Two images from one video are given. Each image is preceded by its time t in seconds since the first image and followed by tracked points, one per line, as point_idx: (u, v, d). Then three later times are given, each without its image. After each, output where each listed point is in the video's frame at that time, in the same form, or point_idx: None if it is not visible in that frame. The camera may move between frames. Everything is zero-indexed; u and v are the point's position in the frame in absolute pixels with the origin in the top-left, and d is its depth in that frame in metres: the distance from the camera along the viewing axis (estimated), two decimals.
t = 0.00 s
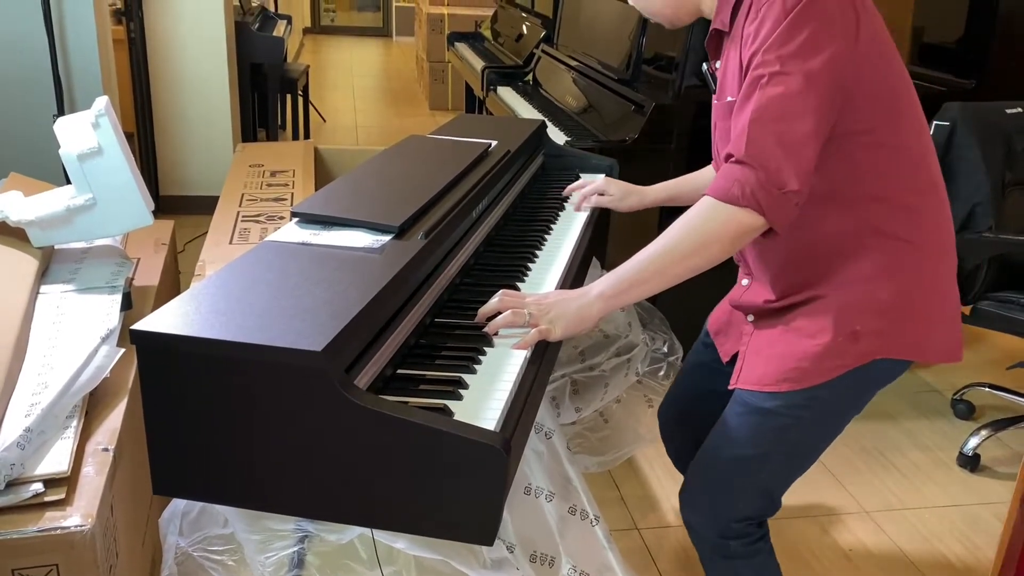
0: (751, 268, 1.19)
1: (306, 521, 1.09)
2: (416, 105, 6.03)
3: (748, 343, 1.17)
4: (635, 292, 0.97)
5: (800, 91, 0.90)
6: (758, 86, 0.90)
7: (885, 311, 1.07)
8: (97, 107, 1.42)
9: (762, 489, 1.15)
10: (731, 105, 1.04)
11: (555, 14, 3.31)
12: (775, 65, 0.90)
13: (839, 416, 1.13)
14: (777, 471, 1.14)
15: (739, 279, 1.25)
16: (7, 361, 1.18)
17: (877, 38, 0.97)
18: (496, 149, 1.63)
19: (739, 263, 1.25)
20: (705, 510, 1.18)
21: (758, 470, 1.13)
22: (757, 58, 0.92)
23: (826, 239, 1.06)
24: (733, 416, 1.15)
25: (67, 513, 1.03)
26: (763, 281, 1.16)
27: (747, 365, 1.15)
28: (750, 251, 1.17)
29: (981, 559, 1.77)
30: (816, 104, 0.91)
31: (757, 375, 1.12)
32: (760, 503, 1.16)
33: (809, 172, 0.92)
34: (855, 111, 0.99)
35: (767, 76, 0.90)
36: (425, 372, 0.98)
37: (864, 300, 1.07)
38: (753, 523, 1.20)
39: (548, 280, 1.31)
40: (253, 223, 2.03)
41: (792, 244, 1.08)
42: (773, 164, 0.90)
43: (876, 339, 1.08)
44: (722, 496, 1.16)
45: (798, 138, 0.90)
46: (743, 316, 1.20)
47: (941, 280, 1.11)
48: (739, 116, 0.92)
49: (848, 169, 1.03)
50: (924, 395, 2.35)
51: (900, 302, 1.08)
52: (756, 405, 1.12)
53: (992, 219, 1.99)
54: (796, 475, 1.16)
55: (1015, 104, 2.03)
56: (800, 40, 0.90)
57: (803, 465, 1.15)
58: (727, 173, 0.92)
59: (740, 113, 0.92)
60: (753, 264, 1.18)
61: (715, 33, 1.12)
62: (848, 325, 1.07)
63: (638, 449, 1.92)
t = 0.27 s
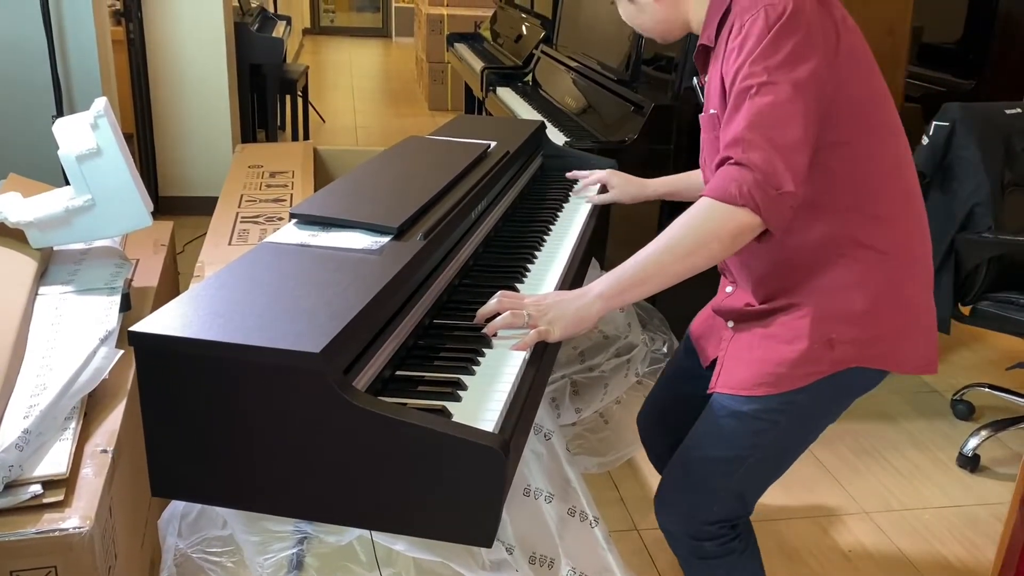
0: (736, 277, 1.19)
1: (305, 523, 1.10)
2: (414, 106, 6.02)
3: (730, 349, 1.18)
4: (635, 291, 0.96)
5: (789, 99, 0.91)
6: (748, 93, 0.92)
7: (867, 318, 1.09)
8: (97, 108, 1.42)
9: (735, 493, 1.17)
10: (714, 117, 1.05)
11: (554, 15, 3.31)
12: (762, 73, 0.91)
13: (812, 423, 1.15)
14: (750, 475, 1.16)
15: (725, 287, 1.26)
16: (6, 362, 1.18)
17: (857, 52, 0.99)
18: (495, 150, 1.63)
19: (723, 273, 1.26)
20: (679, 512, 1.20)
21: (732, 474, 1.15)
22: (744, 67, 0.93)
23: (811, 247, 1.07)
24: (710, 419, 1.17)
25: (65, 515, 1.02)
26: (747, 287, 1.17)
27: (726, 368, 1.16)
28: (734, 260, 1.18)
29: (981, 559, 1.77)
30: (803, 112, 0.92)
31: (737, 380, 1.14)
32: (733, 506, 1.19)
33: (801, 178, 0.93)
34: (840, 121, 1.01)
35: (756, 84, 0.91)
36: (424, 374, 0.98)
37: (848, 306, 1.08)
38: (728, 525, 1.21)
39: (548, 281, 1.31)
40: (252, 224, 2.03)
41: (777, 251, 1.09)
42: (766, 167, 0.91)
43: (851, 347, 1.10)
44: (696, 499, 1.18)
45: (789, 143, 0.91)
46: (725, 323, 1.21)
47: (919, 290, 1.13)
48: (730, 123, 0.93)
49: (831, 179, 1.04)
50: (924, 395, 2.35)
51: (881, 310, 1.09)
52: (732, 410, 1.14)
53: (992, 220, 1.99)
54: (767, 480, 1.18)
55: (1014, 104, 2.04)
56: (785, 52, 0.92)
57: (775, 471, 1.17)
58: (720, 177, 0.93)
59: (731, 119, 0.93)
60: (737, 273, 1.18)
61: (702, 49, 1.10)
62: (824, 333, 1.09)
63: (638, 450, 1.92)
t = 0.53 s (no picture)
0: (720, 281, 1.19)
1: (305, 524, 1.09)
2: (414, 106, 6.02)
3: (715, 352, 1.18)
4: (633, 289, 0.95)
5: (777, 101, 0.92)
6: (736, 94, 0.92)
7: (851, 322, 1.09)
8: (95, 109, 1.42)
9: (715, 496, 1.17)
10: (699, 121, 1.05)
11: (553, 15, 3.31)
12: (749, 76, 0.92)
13: (791, 427, 1.14)
14: (729, 479, 1.16)
15: (709, 292, 1.25)
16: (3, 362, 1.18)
17: (839, 58, 1.00)
18: (494, 150, 1.63)
19: (707, 278, 1.25)
20: (660, 514, 1.20)
21: (712, 477, 1.15)
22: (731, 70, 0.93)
23: (796, 250, 1.08)
24: (691, 422, 1.17)
25: (64, 516, 1.02)
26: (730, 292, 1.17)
27: (709, 372, 1.16)
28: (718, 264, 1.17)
29: (981, 559, 1.77)
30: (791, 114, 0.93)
31: (721, 384, 1.13)
32: (714, 509, 1.18)
33: (790, 180, 0.93)
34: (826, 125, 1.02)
35: (743, 85, 0.92)
36: (423, 374, 0.98)
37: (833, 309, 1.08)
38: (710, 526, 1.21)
39: (547, 281, 1.31)
40: (251, 225, 2.03)
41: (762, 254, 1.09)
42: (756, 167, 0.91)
43: (828, 352, 1.10)
44: (675, 502, 1.18)
45: (778, 144, 0.91)
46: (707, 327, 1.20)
47: (900, 297, 1.13)
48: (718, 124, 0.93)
49: (816, 182, 1.04)
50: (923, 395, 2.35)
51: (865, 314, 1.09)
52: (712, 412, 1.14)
53: (992, 220, 1.99)
54: (749, 484, 1.18)
55: (1013, 104, 2.03)
56: (771, 56, 0.93)
57: (756, 474, 1.17)
58: (710, 177, 0.93)
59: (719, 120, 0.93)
60: (721, 277, 1.18)
61: (690, 58, 1.09)
62: (802, 338, 1.09)
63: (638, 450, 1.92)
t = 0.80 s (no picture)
0: (710, 274, 1.19)
1: (303, 524, 1.10)
2: (413, 106, 6.02)
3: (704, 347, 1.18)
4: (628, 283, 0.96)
5: (766, 94, 0.92)
6: (726, 86, 0.92)
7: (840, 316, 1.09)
8: (93, 109, 1.41)
9: (707, 495, 1.17)
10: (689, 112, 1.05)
11: (553, 15, 3.31)
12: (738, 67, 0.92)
13: (780, 423, 1.15)
14: (720, 476, 1.16)
15: (698, 287, 1.26)
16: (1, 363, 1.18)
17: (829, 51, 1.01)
18: (492, 150, 1.63)
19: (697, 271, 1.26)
20: (654, 514, 1.20)
21: (702, 475, 1.16)
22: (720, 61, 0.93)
23: (784, 244, 1.08)
24: (681, 421, 1.18)
25: (62, 517, 1.02)
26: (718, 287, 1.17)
27: (699, 368, 1.17)
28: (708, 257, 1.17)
29: (981, 559, 1.77)
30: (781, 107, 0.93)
31: (709, 379, 1.14)
32: (706, 508, 1.19)
33: (780, 172, 0.93)
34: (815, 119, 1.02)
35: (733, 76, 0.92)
36: (421, 374, 0.98)
37: (823, 303, 1.08)
38: (705, 525, 1.22)
39: (546, 281, 1.31)
40: (250, 225, 2.03)
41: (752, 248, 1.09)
42: (745, 159, 0.91)
43: (812, 348, 1.10)
44: (668, 501, 1.19)
45: (768, 136, 0.91)
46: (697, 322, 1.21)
47: (888, 293, 1.14)
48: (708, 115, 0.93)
49: (805, 177, 1.05)
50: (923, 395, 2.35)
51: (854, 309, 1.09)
52: (701, 410, 1.15)
53: (991, 220, 1.98)
54: (740, 481, 1.18)
55: (1012, 104, 2.03)
56: (761, 47, 0.93)
57: (748, 472, 1.18)
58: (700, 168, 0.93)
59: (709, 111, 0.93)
60: (710, 271, 1.18)
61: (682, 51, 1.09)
62: (788, 334, 1.09)
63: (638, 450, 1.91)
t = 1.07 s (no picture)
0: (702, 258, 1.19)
1: (302, 524, 1.10)
2: (413, 107, 6.01)
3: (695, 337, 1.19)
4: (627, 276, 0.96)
5: (769, 84, 0.92)
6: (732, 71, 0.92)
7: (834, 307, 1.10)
8: (91, 108, 1.41)
9: (708, 490, 1.17)
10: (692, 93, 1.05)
11: (552, 15, 3.31)
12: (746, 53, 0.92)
13: (777, 415, 1.15)
14: (720, 470, 1.16)
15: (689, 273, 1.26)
16: None
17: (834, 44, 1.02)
18: (491, 150, 1.63)
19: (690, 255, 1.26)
20: (654, 513, 1.20)
21: (701, 472, 1.15)
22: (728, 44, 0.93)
23: (780, 232, 1.08)
24: (678, 418, 1.18)
25: (60, 518, 1.02)
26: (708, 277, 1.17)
27: (693, 361, 1.17)
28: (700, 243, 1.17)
29: (980, 559, 1.77)
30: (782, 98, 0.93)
31: (702, 370, 1.14)
32: (708, 504, 1.18)
33: (778, 165, 0.94)
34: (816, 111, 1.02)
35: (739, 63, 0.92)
36: (420, 374, 0.98)
37: (817, 293, 1.08)
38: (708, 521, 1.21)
39: (544, 280, 1.30)
40: (249, 225, 2.03)
41: (747, 237, 1.09)
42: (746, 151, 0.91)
43: (804, 338, 1.10)
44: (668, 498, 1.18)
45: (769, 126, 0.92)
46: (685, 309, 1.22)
47: (880, 286, 1.14)
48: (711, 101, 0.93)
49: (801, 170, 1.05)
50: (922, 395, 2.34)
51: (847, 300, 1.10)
52: (697, 407, 1.15)
53: (990, 219, 1.98)
54: (741, 475, 1.18)
55: (1011, 104, 2.03)
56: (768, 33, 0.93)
57: (747, 466, 1.17)
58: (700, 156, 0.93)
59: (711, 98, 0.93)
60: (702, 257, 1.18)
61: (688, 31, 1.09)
62: (779, 324, 1.09)
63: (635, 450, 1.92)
